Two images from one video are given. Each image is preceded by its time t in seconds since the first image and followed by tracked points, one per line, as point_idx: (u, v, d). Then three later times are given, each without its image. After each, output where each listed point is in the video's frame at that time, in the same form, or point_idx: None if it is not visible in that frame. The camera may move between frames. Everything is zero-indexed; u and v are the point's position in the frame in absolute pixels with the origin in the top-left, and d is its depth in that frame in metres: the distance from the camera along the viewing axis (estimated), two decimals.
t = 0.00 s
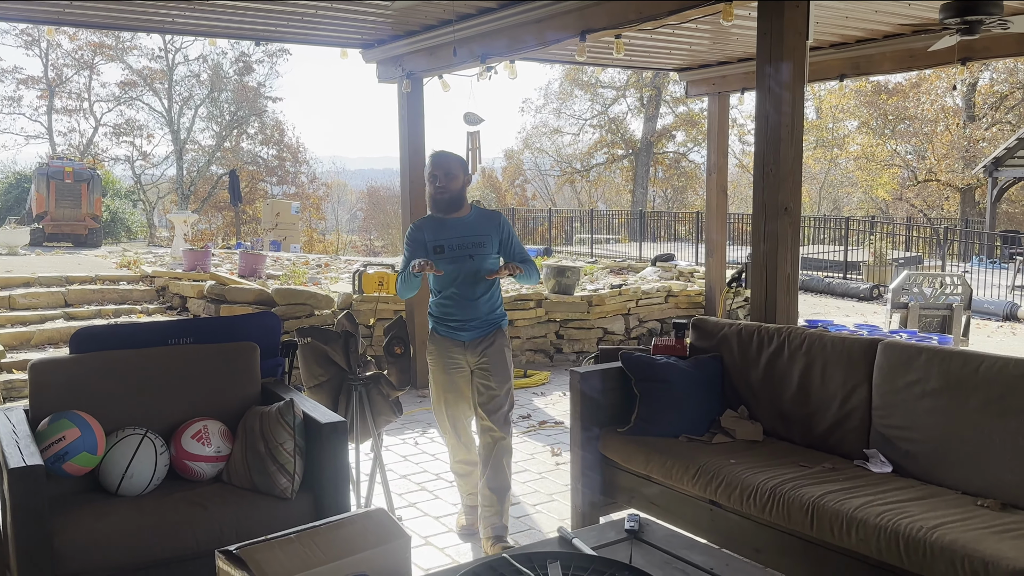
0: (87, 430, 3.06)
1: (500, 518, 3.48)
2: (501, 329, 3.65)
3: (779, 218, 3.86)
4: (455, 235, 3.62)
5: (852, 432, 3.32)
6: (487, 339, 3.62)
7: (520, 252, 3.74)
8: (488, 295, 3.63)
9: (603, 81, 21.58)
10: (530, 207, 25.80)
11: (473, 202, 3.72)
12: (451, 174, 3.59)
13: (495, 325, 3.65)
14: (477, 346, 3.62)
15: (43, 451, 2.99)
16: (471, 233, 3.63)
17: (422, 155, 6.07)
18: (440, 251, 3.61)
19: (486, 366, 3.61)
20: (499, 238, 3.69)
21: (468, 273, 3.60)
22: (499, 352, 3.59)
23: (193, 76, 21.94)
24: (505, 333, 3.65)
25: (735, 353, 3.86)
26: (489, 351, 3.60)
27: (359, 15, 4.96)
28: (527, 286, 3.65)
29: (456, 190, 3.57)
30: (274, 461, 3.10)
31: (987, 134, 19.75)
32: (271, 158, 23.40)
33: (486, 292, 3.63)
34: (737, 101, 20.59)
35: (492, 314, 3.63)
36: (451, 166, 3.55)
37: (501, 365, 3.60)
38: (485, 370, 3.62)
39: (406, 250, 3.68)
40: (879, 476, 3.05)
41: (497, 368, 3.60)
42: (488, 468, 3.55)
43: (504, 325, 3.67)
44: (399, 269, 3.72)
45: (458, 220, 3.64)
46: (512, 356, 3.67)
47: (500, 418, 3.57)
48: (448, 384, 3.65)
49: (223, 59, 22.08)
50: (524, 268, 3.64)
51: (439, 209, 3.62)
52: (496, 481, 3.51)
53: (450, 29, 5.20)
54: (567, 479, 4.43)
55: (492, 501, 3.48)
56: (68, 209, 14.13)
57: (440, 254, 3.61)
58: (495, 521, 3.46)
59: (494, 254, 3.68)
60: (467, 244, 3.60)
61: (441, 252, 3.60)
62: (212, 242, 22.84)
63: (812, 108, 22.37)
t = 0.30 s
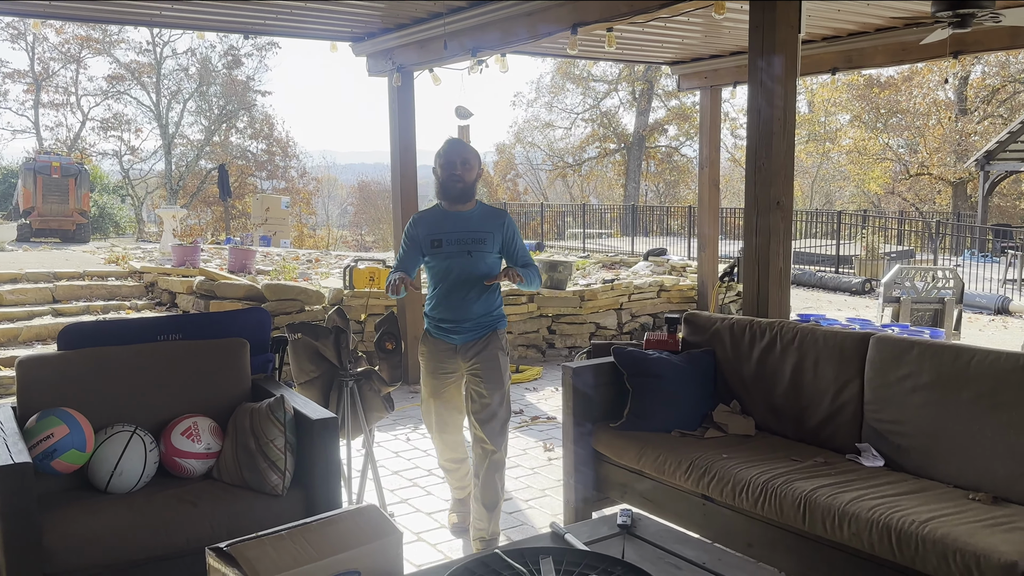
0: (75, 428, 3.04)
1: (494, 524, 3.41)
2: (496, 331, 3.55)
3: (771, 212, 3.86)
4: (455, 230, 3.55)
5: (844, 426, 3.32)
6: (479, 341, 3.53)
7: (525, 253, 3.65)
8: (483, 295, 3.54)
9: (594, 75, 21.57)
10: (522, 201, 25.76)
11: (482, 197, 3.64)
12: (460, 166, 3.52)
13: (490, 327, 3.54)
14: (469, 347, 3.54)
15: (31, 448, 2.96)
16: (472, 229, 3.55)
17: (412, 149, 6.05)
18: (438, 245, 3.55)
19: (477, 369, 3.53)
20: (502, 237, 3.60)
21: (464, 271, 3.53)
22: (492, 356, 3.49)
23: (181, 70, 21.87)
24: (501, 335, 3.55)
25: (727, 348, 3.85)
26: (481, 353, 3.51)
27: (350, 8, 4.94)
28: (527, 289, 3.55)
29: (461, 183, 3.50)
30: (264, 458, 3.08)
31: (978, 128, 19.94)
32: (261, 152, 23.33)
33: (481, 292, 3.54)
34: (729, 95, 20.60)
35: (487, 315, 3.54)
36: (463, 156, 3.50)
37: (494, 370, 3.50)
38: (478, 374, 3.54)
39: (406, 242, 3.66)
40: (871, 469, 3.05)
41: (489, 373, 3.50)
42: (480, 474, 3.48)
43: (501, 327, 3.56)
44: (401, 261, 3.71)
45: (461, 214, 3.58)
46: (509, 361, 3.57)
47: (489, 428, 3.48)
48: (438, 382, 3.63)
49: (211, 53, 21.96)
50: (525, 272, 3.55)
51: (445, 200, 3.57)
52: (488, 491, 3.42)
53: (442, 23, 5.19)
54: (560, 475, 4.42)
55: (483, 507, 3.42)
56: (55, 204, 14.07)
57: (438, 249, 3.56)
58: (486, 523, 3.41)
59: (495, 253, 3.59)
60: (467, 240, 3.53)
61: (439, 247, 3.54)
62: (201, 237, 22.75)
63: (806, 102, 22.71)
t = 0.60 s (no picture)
0: (66, 426, 3.01)
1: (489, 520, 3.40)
2: (496, 331, 3.47)
3: (766, 209, 3.85)
4: (456, 226, 3.42)
5: (839, 423, 3.31)
6: (477, 341, 3.44)
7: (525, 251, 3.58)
8: (484, 295, 3.43)
9: (589, 70, 21.55)
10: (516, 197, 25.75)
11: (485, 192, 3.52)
12: (467, 160, 3.40)
13: (488, 328, 3.46)
14: (468, 347, 3.43)
15: (22, 447, 2.93)
16: (474, 225, 3.43)
17: (406, 145, 6.03)
18: (438, 241, 3.42)
19: (475, 369, 3.42)
20: (504, 235, 3.50)
21: (465, 269, 3.41)
22: (492, 357, 3.41)
23: (173, 65, 21.69)
24: (501, 335, 3.47)
25: (722, 345, 3.84)
26: (482, 353, 3.42)
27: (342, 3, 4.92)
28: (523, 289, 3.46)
29: (469, 178, 3.39)
30: (257, 456, 3.06)
31: (974, 123, 20.22)
32: (254, 149, 23.25)
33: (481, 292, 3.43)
34: (724, 91, 20.61)
35: (487, 315, 3.45)
36: (472, 150, 3.38)
37: (493, 370, 3.41)
38: (474, 375, 3.43)
39: (403, 236, 3.51)
40: (866, 466, 3.05)
41: (489, 373, 3.41)
42: (474, 473, 3.46)
43: (500, 328, 3.49)
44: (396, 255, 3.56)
45: (464, 209, 3.44)
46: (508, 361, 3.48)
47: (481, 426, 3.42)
48: (427, 374, 3.43)
49: (203, 49, 21.78)
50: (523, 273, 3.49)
51: (450, 193, 3.44)
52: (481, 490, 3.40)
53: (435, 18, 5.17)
54: (554, 472, 4.41)
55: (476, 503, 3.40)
56: (46, 201, 14.02)
57: (438, 245, 3.42)
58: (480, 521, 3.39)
59: (497, 251, 3.49)
60: (469, 236, 3.41)
61: (440, 242, 3.41)
62: (193, 234, 22.71)
63: (800, 98, 22.22)
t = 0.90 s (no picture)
0: (62, 426, 2.99)
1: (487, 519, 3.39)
2: (487, 334, 3.43)
3: (765, 207, 3.83)
4: (452, 227, 3.34)
5: (838, 422, 3.30)
6: (469, 345, 3.38)
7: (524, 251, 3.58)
8: (477, 298, 3.39)
9: (587, 68, 21.51)
10: (513, 196, 25.74)
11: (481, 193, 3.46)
12: (464, 157, 3.34)
13: (480, 331, 3.41)
14: (460, 350, 3.37)
15: (18, 447, 2.92)
16: (471, 226, 3.36)
17: (403, 143, 6.01)
18: (432, 241, 3.31)
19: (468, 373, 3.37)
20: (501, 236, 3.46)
21: (460, 271, 3.33)
22: (484, 361, 3.37)
23: (168, 63, 21.70)
24: (493, 338, 3.44)
25: (721, 344, 3.82)
26: (476, 357, 3.37)
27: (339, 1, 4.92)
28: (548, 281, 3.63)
29: (465, 176, 3.32)
30: (254, 456, 3.05)
31: (974, 121, 20.21)
32: (249, 147, 23.21)
33: (475, 295, 3.38)
34: (722, 89, 20.60)
35: (479, 318, 3.40)
36: (469, 148, 3.32)
37: (486, 372, 3.38)
38: (465, 378, 3.38)
39: (390, 233, 3.35)
40: (865, 465, 3.04)
41: (481, 374, 3.38)
42: (468, 474, 3.45)
43: (491, 331, 3.45)
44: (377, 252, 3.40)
45: (460, 209, 3.37)
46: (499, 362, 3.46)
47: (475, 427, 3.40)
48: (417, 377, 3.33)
49: (199, 46, 21.71)
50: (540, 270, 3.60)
51: (446, 191, 3.35)
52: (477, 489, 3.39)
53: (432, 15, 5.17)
54: (552, 472, 4.40)
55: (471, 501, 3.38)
56: (41, 200, 14.00)
57: (432, 245, 3.32)
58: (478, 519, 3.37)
59: (492, 253, 3.44)
60: (467, 236, 3.34)
61: (434, 243, 3.31)
62: (190, 234, 22.75)
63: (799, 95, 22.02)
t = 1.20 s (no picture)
0: (63, 428, 2.98)
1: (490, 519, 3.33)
2: (474, 341, 3.29)
3: (767, 207, 3.82)
4: (431, 228, 3.19)
5: (841, 423, 3.29)
6: (459, 349, 3.24)
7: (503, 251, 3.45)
8: (464, 299, 3.24)
9: (588, 68, 21.47)
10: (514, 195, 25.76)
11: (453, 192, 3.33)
12: (430, 155, 3.22)
13: (468, 336, 3.28)
14: (450, 358, 3.23)
15: (19, 449, 2.91)
16: (450, 227, 3.22)
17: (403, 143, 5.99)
18: (411, 244, 3.16)
19: (459, 382, 3.24)
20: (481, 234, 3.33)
21: (443, 273, 3.18)
22: (473, 367, 3.26)
23: (168, 64, 21.70)
24: (481, 344, 3.30)
25: (723, 345, 3.81)
26: (466, 366, 3.23)
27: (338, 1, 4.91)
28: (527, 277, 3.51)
29: (435, 173, 3.19)
30: (255, 458, 3.03)
31: (977, 121, 20.08)
32: (249, 148, 23.18)
33: (461, 297, 3.23)
34: (724, 89, 20.58)
35: (467, 323, 3.26)
36: (436, 145, 3.21)
37: (476, 380, 3.27)
38: (457, 386, 3.24)
39: (365, 239, 3.20)
40: (868, 466, 3.03)
41: (472, 380, 3.26)
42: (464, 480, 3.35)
43: (479, 337, 3.31)
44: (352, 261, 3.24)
45: (434, 210, 3.22)
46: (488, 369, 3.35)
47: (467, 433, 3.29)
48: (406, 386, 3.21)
49: (199, 47, 21.71)
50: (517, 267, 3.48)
51: (418, 193, 3.22)
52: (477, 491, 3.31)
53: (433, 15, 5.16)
54: (554, 473, 4.38)
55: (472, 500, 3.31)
56: (41, 201, 13.99)
57: (411, 247, 3.16)
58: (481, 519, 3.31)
59: (474, 252, 3.30)
60: (446, 236, 3.19)
61: (413, 244, 3.15)
62: (189, 234, 22.65)
63: (801, 95, 22.40)
